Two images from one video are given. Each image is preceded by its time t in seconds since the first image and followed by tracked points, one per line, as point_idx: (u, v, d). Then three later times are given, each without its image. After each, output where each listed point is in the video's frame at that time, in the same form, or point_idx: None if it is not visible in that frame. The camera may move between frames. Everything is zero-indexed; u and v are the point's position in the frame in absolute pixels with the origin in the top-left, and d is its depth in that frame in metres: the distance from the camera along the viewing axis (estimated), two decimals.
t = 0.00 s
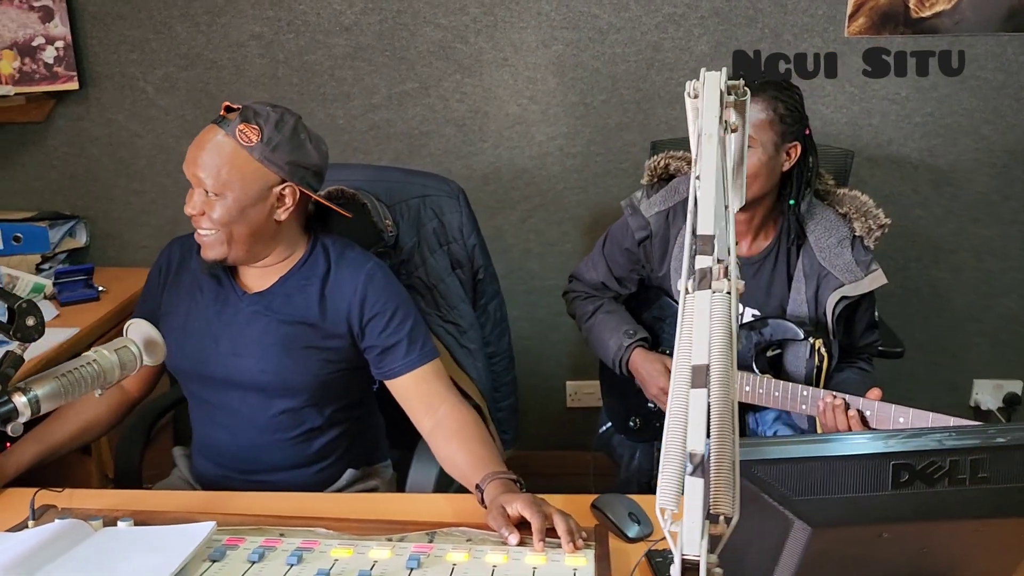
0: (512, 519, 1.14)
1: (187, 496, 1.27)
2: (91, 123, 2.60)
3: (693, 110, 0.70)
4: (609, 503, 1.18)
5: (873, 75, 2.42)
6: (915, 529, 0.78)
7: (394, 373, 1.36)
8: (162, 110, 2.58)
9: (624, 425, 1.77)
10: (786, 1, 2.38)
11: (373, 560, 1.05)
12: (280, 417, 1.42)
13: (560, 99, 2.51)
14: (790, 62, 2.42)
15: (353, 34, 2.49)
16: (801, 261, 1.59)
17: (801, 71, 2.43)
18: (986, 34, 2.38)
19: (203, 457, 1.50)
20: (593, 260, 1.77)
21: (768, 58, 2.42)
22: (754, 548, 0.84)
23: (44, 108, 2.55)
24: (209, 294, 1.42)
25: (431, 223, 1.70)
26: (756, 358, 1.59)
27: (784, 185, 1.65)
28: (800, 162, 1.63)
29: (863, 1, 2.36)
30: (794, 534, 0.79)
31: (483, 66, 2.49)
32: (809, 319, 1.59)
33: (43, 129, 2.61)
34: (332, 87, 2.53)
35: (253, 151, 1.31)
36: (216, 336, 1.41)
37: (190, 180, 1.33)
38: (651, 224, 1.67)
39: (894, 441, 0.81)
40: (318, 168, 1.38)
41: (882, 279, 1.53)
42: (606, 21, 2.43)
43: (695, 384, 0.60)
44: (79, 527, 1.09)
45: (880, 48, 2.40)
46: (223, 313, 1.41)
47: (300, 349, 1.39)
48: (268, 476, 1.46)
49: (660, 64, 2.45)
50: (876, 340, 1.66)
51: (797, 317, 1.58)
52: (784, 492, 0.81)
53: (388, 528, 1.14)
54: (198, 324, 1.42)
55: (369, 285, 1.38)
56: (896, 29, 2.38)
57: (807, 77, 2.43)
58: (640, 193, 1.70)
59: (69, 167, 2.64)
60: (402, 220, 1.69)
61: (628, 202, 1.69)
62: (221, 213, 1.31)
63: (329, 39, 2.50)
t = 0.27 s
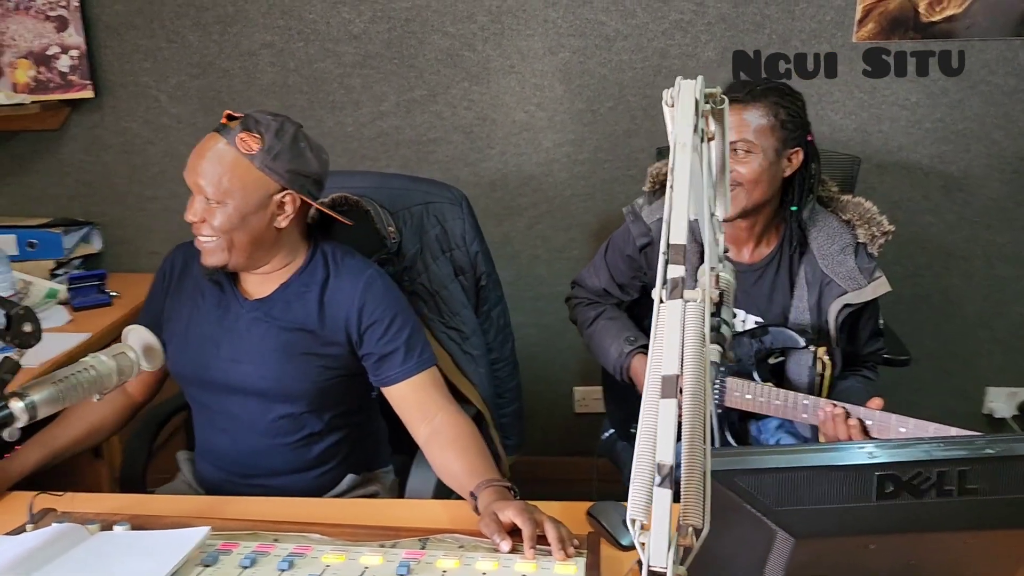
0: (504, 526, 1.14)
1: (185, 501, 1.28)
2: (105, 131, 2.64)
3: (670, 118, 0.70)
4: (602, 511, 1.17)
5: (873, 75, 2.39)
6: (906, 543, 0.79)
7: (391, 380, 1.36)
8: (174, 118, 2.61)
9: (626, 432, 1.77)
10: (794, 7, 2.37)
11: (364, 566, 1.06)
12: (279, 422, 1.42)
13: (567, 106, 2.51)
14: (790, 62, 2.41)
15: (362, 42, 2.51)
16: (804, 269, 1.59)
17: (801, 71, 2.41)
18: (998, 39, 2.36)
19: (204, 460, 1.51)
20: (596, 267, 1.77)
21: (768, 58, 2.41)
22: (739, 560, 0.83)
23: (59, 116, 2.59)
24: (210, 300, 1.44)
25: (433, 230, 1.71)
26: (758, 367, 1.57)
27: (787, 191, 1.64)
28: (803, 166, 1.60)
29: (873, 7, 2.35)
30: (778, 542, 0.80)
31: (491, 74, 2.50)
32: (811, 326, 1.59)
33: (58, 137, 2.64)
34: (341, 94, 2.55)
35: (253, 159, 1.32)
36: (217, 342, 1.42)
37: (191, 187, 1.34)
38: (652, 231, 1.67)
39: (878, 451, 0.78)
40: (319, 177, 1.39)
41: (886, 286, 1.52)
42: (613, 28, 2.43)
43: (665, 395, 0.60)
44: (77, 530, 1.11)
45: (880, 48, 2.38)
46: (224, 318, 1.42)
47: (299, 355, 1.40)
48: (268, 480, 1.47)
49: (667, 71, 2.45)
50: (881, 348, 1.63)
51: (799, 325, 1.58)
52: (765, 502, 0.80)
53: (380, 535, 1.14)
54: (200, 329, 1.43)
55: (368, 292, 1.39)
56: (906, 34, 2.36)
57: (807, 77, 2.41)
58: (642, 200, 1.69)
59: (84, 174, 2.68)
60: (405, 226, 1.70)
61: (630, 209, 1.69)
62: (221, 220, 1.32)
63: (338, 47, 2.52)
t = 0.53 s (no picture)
0: (499, 535, 1.14)
1: (185, 506, 1.29)
2: (119, 139, 2.67)
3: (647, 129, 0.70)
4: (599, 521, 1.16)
5: (873, 75, 2.38)
6: (895, 555, 0.76)
7: (391, 387, 1.37)
8: (186, 126, 2.64)
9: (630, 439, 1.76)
10: (802, 12, 2.36)
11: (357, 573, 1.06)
12: (281, 429, 1.43)
13: (575, 113, 2.51)
14: (790, 62, 2.39)
15: (371, 50, 2.52)
16: (808, 276, 1.57)
17: (801, 71, 2.40)
18: (1011, 43, 2.33)
19: (207, 466, 1.52)
20: (599, 274, 1.76)
21: (768, 57, 2.40)
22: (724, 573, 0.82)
23: (74, 125, 2.63)
24: (213, 307, 1.45)
25: (436, 237, 1.71)
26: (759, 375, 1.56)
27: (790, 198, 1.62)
28: (807, 173, 1.59)
29: (883, 11, 2.33)
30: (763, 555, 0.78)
31: (499, 81, 2.51)
32: (815, 334, 1.57)
33: (73, 145, 2.68)
34: (350, 102, 2.56)
35: (253, 167, 1.34)
36: (219, 348, 1.43)
37: (193, 195, 1.35)
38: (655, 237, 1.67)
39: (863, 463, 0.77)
40: (320, 185, 1.41)
41: (890, 294, 1.51)
42: (621, 35, 2.43)
43: (637, 405, 0.60)
44: (76, 534, 1.12)
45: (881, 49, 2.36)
46: (226, 325, 1.43)
47: (300, 362, 1.41)
48: (269, 486, 1.47)
49: (675, 77, 2.45)
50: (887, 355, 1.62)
51: (803, 333, 1.56)
52: (749, 512, 0.79)
53: (375, 541, 1.14)
54: (202, 336, 1.45)
55: (367, 299, 1.39)
56: (916, 38, 2.33)
57: (806, 77, 2.40)
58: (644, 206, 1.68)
59: (99, 182, 2.72)
60: (407, 233, 1.69)
61: (633, 217, 1.67)
62: (221, 227, 1.34)
63: (347, 55, 2.53)
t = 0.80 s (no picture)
0: (500, 544, 1.13)
1: (191, 514, 1.30)
2: (135, 148, 2.70)
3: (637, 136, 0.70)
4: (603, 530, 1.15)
5: (873, 74, 2.35)
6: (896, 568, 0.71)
7: (396, 395, 1.36)
8: (201, 135, 2.67)
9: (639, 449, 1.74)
10: (815, 18, 2.34)
11: None
12: (286, 437, 1.44)
13: (586, 120, 2.51)
14: (789, 61, 2.38)
15: (383, 59, 2.54)
16: (818, 284, 1.55)
17: (800, 71, 2.38)
18: None
19: (215, 473, 1.53)
20: (608, 282, 1.75)
21: (766, 57, 2.38)
22: None
23: (91, 135, 2.66)
24: (218, 316, 1.46)
25: (444, 245, 1.71)
26: (769, 384, 1.54)
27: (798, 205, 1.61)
28: (813, 179, 1.58)
29: (897, 17, 2.31)
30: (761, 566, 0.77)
31: (510, 89, 2.51)
32: (826, 343, 1.54)
33: (91, 155, 2.72)
34: (363, 110, 2.58)
35: (252, 178, 1.34)
36: (224, 357, 1.44)
37: (194, 207, 1.36)
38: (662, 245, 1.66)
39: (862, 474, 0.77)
40: (319, 193, 1.41)
41: (901, 302, 1.48)
42: (632, 42, 2.43)
43: (624, 416, 0.59)
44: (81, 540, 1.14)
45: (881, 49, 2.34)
46: (231, 334, 1.44)
47: (304, 370, 1.41)
48: (275, 493, 1.48)
49: (687, 84, 2.44)
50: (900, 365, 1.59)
51: (813, 342, 1.54)
52: (745, 523, 0.78)
53: (377, 551, 1.14)
54: (208, 345, 1.45)
55: (370, 307, 1.39)
56: (931, 44, 2.31)
57: (805, 76, 2.38)
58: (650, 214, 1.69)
59: (115, 191, 2.75)
60: (416, 241, 1.69)
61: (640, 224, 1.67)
62: (222, 238, 1.34)
63: (360, 64, 2.55)
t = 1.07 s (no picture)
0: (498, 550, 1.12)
1: (192, 518, 1.30)
2: (149, 155, 2.73)
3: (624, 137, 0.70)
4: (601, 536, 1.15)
5: (872, 74, 2.33)
6: None
7: (380, 403, 1.36)
8: (214, 142, 2.69)
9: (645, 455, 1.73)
10: (826, 22, 2.32)
11: None
12: (272, 442, 1.44)
13: (596, 126, 2.50)
14: (791, 62, 2.36)
15: (393, 66, 2.55)
16: (825, 289, 1.54)
17: (800, 71, 2.36)
18: None
19: (210, 477, 1.55)
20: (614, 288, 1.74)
21: (767, 59, 2.37)
22: None
23: (106, 142, 2.69)
24: (209, 321, 1.48)
25: (447, 249, 1.70)
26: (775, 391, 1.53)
27: (804, 210, 1.60)
28: (819, 184, 1.57)
29: (910, 21, 2.28)
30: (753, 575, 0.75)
31: (520, 95, 2.51)
32: (833, 349, 1.53)
33: (106, 162, 2.75)
34: (374, 117, 2.59)
35: (225, 192, 1.33)
36: (214, 362, 1.46)
37: (174, 226, 1.36)
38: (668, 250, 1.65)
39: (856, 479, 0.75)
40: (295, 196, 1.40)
41: (910, 307, 1.46)
42: (642, 48, 2.42)
43: (605, 418, 0.58)
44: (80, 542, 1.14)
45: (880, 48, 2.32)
46: (220, 340, 1.46)
47: (288, 376, 1.42)
48: (264, 497, 1.49)
49: (697, 89, 2.42)
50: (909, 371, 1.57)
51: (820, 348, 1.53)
52: (735, 531, 0.76)
53: (374, 556, 1.14)
54: (199, 350, 1.48)
55: (353, 313, 1.39)
56: (945, 48, 2.28)
57: (806, 78, 2.36)
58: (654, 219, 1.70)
59: (130, 197, 2.78)
60: (418, 246, 1.69)
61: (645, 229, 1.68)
62: (207, 256, 1.34)
63: (370, 71, 2.56)
